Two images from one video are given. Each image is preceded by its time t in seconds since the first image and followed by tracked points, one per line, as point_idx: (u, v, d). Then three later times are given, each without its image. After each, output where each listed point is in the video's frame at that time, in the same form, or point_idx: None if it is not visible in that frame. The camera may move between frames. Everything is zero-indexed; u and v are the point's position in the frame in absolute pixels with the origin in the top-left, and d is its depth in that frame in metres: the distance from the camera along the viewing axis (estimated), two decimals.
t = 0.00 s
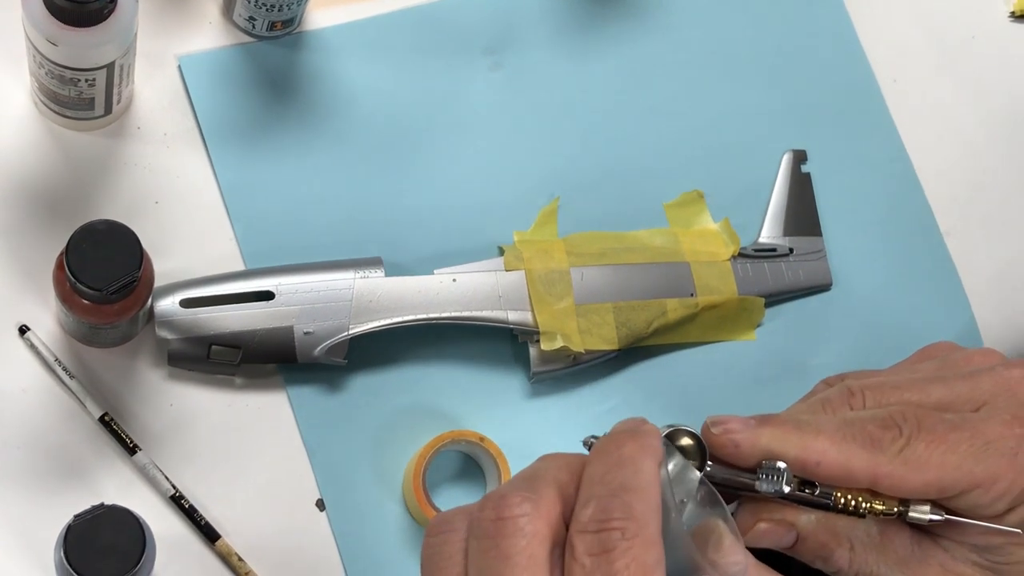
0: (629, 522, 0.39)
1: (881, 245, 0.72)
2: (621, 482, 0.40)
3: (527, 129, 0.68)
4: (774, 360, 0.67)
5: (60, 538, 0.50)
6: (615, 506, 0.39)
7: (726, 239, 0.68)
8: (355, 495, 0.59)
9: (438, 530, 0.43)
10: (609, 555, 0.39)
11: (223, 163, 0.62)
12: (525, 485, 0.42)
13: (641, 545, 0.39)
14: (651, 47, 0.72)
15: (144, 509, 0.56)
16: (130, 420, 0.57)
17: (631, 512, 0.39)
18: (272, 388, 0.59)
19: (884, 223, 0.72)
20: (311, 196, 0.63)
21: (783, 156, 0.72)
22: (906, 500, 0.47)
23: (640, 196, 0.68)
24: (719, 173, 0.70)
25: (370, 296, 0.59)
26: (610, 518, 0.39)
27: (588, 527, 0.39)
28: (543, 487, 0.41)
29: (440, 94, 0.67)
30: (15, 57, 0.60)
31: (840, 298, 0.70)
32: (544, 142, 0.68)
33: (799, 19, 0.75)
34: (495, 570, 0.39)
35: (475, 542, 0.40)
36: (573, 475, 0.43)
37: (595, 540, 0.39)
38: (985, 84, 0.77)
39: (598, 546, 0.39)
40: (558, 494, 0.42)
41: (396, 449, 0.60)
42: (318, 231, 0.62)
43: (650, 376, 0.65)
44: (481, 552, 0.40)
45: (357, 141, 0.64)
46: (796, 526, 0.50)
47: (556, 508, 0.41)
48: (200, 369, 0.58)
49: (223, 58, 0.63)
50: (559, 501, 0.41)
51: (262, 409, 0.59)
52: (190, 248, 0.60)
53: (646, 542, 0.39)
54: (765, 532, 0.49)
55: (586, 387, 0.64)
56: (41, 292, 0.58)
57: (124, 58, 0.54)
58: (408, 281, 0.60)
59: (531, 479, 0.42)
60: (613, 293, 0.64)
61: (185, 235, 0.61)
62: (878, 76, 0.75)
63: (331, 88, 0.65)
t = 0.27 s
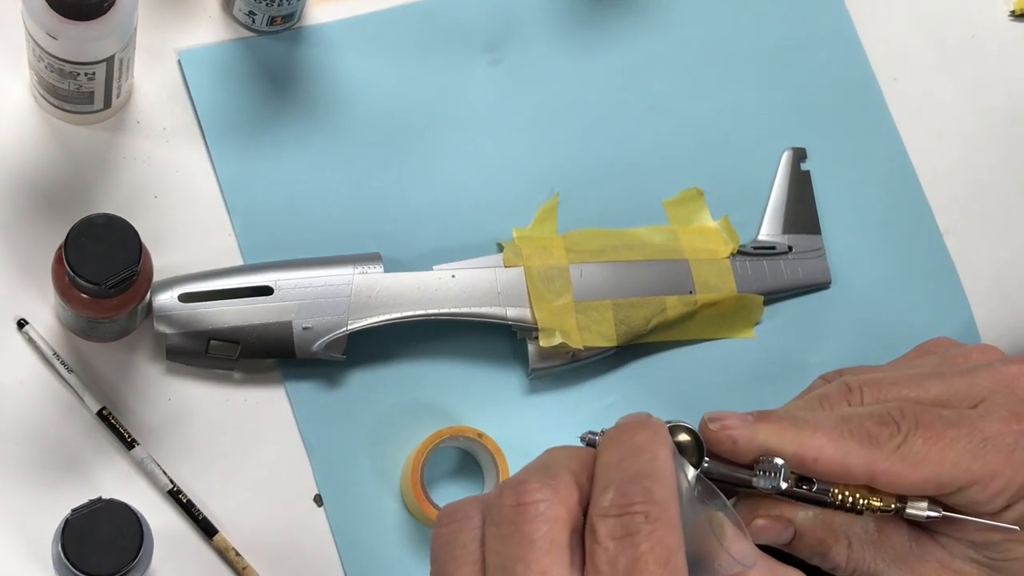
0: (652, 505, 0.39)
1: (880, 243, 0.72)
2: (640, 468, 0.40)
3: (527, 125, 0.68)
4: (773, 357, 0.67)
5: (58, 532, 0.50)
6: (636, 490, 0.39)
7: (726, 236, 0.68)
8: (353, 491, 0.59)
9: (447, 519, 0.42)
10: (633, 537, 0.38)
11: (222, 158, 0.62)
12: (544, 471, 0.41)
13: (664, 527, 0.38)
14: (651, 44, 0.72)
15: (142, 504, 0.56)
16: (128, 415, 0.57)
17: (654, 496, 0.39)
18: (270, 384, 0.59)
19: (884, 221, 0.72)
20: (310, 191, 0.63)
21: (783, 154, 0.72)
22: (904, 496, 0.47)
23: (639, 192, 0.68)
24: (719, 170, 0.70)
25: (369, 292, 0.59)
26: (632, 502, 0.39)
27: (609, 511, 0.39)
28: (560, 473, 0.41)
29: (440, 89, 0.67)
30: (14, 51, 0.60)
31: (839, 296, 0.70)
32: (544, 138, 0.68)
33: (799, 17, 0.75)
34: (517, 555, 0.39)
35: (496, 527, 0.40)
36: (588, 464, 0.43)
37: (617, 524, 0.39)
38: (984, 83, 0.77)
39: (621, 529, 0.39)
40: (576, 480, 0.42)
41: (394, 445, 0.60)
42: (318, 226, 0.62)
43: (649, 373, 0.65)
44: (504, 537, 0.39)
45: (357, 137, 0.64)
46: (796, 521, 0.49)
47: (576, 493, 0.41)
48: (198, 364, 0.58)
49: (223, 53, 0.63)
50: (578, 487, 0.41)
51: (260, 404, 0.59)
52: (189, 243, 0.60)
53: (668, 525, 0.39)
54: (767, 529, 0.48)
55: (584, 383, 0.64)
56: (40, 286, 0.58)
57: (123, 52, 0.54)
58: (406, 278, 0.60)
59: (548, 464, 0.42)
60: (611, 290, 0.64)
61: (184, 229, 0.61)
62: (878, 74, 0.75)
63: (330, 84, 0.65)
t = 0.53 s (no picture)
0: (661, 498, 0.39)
1: (881, 242, 0.72)
2: (645, 462, 0.40)
3: (529, 121, 0.68)
4: (774, 356, 0.67)
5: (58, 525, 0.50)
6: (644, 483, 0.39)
7: (727, 234, 0.68)
8: (353, 487, 0.59)
9: (452, 513, 0.42)
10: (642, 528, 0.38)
11: (224, 154, 0.62)
12: (552, 464, 0.41)
13: (673, 519, 0.38)
14: (654, 41, 0.72)
15: (143, 499, 0.56)
16: (129, 409, 0.57)
17: (661, 488, 0.39)
18: (271, 379, 0.59)
19: (886, 220, 0.72)
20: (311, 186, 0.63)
21: (785, 152, 0.72)
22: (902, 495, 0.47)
23: (641, 190, 0.68)
24: (721, 168, 0.70)
25: (370, 288, 0.59)
26: (639, 494, 0.39)
27: (617, 503, 0.39)
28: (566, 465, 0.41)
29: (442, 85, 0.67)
30: (16, 45, 0.60)
31: (840, 295, 0.70)
32: (546, 135, 0.68)
33: (802, 15, 0.75)
34: (526, 546, 0.38)
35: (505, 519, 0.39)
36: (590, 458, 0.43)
37: (624, 516, 0.39)
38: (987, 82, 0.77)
39: (631, 519, 0.39)
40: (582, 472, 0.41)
41: (395, 441, 0.60)
42: (319, 222, 0.62)
43: (649, 371, 0.65)
44: (513, 527, 0.39)
45: (359, 132, 0.64)
46: (793, 519, 0.49)
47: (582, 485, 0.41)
48: (198, 359, 0.57)
49: (225, 48, 0.63)
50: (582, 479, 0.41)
51: (261, 400, 0.59)
52: (190, 238, 0.60)
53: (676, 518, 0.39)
54: (763, 526, 0.48)
55: (585, 380, 0.64)
56: (41, 280, 0.58)
57: (126, 46, 0.54)
58: (408, 274, 0.60)
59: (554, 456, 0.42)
60: (613, 287, 0.64)
61: (186, 224, 0.61)
62: (881, 73, 0.75)
63: (333, 79, 0.65)
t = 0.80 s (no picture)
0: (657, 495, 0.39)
1: (882, 243, 0.72)
2: (642, 459, 0.40)
3: (532, 120, 0.68)
4: (775, 356, 0.67)
5: (58, 521, 0.50)
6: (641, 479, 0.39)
7: (729, 234, 0.68)
8: (353, 485, 0.59)
9: (449, 508, 0.42)
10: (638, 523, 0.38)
11: (226, 151, 0.62)
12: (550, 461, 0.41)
13: (669, 515, 0.38)
14: (657, 41, 0.71)
15: (143, 495, 0.56)
16: (129, 405, 0.57)
17: (659, 485, 0.39)
18: (272, 377, 0.59)
19: (888, 222, 0.72)
20: (313, 183, 0.63)
21: (787, 153, 0.72)
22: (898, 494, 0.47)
23: (642, 189, 0.68)
24: (723, 169, 0.70)
25: (371, 286, 0.59)
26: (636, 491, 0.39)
27: (613, 498, 0.39)
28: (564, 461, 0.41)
29: (445, 84, 0.67)
30: (19, 41, 0.60)
31: (841, 296, 0.70)
32: (548, 134, 0.68)
33: (805, 16, 0.75)
34: (522, 541, 0.38)
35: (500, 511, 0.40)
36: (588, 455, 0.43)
37: (620, 511, 0.39)
38: (990, 84, 0.77)
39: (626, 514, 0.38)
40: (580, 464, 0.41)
41: (396, 439, 0.60)
42: (320, 220, 0.62)
43: (650, 371, 0.65)
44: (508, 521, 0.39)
45: (361, 130, 0.64)
46: (789, 519, 0.49)
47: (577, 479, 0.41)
48: (199, 355, 0.57)
49: (228, 45, 0.63)
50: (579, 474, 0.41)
51: (261, 397, 0.59)
52: (191, 235, 0.60)
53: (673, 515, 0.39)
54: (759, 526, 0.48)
55: (585, 379, 0.64)
56: (42, 275, 0.58)
57: (129, 42, 0.54)
58: (409, 272, 0.60)
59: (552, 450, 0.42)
60: (614, 287, 0.64)
61: (187, 221, 0.60)
62: (884, 74, 0.75)
63: (335, 77, 0.65)
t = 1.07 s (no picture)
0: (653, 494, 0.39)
1: (885, 246, 0.72)
2: (644, 459, 0.40)
3: (535, 121, 0.68)
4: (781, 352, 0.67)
5: (58, 519, 0.50)
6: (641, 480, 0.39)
7: (732, 236, 0.68)
8: (354, 485, 0.59)
9: (450, 507, 0.42)
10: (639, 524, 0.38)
11: (229, 150, 0.62)
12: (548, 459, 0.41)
13: (672, 514, 0.38)
14: (661, 43, 0.71)
15: (144, 493, 0.56)
16: (130, 403, 0.57)
17: (660, 485, 0.39)
18: (273, 376, 0.59)
19: (891, 226, 0.72)
20: (315, 182, 0.63)
21: (791, 156, 0.72)
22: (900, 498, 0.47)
23: (645, 191, 0.68)
24: (727, 171, 0.70)
25: (374, 286, 0.59)
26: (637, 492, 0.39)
27: (615, 498, 0.39)
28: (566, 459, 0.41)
29: (449, 84, 0.67)
30: (24, 38, 0.60)
31: (844, 300, 0.69)
32: (552, 135, 0.68)
33: (810, 19, 0.75)
34: (527, 540, 0.38)
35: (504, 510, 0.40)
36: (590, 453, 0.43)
37: (623, 511, 0.39)
38: (994, 89, 0.77)
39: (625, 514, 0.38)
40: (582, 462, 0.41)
41: (397, 439, 0.60)
42: (323, 219, 0.62)
43: (652, 373, 0.65)
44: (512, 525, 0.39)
45: (365, 130, 0.64)
46: (791, 521, 0.48)
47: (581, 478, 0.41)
48: (201, 354, 0.57)
49: (233, 44, 0.63)
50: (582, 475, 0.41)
51: (262, 396, 0.59)
52: (194, 233, 0.60)
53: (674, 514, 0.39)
54: (761, 526, 0.47)
55: (586, 382, 0.64)
56: (44, 273, 0.58)
57: (133, 40, 0.54)
58: (412, 272, 0.60)
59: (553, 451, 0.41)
60: (617, 289, 0.64)
61: (190, 219, 0.60)
62: (889, 78, 0.75)
63: (340, 76, 0.65)
